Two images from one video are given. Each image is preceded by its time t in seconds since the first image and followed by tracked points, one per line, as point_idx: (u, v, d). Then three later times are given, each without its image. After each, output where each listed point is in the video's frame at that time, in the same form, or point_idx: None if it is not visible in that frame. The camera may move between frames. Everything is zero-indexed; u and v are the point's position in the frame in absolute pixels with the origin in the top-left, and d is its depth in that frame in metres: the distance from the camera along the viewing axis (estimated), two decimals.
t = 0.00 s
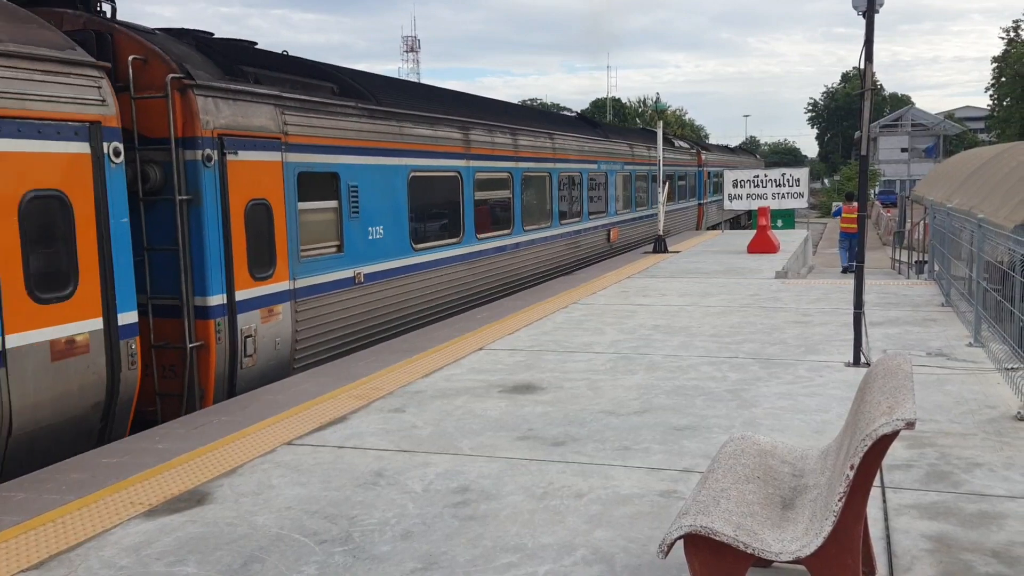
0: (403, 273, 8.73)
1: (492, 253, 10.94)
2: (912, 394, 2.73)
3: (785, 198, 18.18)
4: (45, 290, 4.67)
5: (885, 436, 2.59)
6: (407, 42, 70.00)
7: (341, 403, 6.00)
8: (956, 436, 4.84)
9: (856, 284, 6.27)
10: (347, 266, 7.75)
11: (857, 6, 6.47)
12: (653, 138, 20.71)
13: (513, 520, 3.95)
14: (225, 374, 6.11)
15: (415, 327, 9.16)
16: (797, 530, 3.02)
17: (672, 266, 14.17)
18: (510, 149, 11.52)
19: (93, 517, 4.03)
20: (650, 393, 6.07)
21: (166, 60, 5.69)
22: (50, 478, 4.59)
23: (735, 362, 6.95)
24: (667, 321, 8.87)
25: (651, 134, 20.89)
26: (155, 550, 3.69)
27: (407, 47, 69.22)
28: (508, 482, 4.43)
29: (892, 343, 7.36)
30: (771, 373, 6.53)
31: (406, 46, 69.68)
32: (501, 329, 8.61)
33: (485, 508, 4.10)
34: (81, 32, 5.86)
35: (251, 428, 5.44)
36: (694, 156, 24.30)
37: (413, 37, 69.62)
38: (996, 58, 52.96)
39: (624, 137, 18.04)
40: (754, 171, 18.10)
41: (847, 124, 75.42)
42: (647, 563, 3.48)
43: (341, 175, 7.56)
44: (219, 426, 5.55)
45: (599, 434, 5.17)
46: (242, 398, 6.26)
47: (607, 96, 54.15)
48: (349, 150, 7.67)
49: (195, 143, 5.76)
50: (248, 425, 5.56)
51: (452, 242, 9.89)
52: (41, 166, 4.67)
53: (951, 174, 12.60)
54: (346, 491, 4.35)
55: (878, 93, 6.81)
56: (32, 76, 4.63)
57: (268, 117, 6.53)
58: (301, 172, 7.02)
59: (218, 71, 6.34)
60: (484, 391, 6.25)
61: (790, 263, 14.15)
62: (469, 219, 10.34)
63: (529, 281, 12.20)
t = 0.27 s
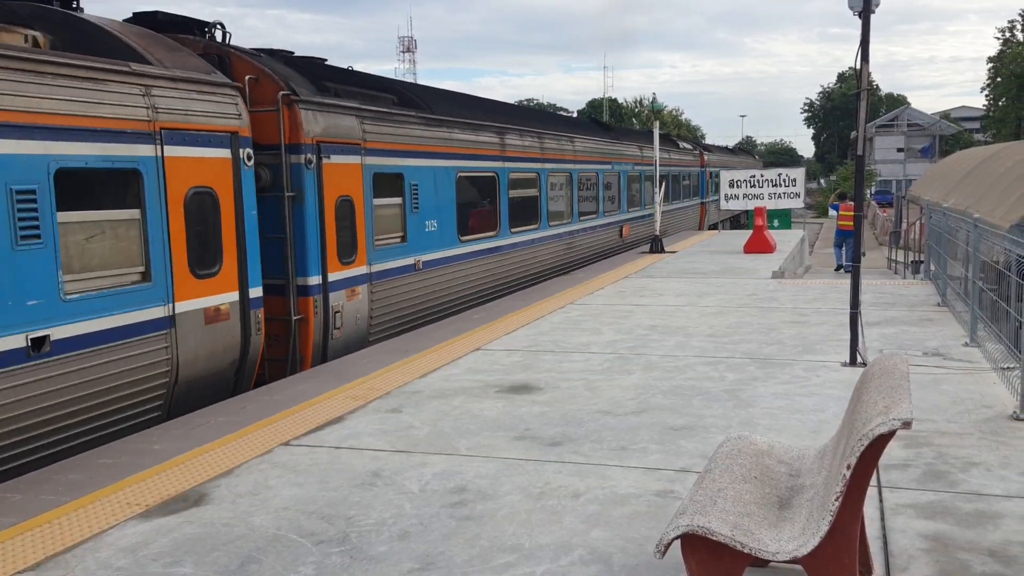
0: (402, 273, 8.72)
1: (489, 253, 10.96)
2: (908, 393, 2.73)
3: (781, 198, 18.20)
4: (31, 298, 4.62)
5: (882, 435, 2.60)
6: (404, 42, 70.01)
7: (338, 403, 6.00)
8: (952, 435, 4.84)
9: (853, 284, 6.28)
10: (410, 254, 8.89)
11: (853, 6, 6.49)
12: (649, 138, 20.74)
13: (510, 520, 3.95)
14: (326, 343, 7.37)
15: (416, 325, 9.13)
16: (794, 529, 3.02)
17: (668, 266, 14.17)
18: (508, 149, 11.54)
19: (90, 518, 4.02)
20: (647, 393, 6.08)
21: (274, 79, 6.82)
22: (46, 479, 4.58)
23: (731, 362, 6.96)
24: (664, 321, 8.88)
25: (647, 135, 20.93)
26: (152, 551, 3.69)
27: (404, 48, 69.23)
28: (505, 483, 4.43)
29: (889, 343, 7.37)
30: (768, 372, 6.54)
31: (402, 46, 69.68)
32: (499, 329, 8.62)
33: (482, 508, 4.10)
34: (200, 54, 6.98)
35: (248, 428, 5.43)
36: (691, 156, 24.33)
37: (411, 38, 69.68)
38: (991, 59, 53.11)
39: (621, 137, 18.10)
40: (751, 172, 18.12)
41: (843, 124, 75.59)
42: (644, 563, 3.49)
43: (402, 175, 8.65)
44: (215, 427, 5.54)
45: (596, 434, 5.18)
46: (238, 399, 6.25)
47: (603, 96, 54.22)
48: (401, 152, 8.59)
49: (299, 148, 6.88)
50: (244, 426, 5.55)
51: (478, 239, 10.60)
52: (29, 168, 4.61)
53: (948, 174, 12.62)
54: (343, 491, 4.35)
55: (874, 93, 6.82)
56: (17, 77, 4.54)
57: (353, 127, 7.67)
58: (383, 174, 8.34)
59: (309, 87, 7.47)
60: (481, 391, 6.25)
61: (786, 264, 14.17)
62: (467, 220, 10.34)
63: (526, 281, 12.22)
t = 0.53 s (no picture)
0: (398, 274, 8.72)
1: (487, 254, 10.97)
2: (905, 393, 2.74)
3: (777, 199, 18.23)
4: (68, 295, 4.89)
5: (878, 435, 2.60)
6: (400, 43, 70.04)
7: (335, 404, 5.99)
8: (948, 435, 4.85)
9: (849, 285, 6.29)
10: (456, 246, 10.09)
11: (849, 6, 6.49)
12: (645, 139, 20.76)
13: (506, 521, 3.95)
14: (392, 321, 8.62)
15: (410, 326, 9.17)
16: (790, 529, 3.03)
17: (664, 266, 14.18)
18: (507, 150, 11.57)
19: (86, 519, 4.01)
20: (644, 393, 6.08)
21: (353, 94, 8.11)
22: (42, 480, 4.57)
23: (728, 362, 6.96)
24: (660, 322, 8.88)
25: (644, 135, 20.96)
26: (148, 552, 3.68)
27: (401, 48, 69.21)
28: (502, 483, 4.43)
29: (885, 343, 7.39)
30: (765, 372, 6.55)
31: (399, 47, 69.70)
32: (496, 330, 8.63)
33: (479, 508, 4.10)
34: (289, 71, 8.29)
35: (245, 429, 5.42)
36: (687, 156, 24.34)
37: (407, 39, 69.75)
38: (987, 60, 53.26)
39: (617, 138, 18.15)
40: (747, 172, 18.13)
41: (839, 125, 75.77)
42: (641, 563, 3.49)
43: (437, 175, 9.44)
44: (212, 428, 5.54)
45: (592, 435, 5.18)
46: (235, 399, 6.24)
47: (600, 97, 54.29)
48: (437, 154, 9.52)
49: (374, 152, 8.17)
50: (241, 426, 5.55)
51: (514, 231, 11.98)
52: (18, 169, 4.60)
53: (944, 174, 12.64)
54: (340, 492, 4.34)
55: (871, 94, 6.82)
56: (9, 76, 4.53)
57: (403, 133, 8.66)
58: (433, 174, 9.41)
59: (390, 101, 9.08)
60: (478, 391, 6.25)
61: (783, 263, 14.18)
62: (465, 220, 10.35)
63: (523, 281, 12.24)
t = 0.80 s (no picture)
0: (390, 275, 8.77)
1: (483, 254, 10.96)
2: (900, 392, 2.75)
3: (774, 199, 18.25)
4: (70, 294, 4.97)
5: (874, 434, 2.61)
6: (396, 42, 69.88)
7: (331, 404, 5.99)
8: (945, 435, 4.86)
9: (845, 284, 6.29)
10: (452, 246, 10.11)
11: (845, 6, 6.50)
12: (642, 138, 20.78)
13: (503, 520, 3.95)
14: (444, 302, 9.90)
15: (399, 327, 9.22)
16: (787, 528, 3.03)
17: (661, 266, 14.19)
18: (504, 149, 11.58)
19: (83, 519, 4.01)
20: (640, 393, 6.09)
21: (413, 104, 9.46)
22: (38, 480, 4.57)
23: (725, 362, 6.97)
24: (656, 321, 8.88)
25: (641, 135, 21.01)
26: (145, 552, 3.68)
27: (397, 48, 69.15)
28: (498, 483, 4.43)
29: (881, 343, 7.40)
30: (761, 372, 6.55)
31: (395, 46, 69.64)
32: (493, 329, 8.64)
33: (475, 508, 4.10)
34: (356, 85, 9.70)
35: (240, 429, 5.41)
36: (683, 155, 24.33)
37: (403, 39, 69.65)
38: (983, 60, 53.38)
39: (613, 137, 18.18)
40: (744, 172, 18.13)
41: (835, 124, 75.99)
42: (637, 563, 3.49)
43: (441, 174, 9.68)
44: (208, 428, 5.53)
45: (589, 434, 5.18)
46: (231, 400, 6.24)
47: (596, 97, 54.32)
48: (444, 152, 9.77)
49: (430, 155, 9.47)
50: (238, 426, 5.54)
51: (542, 225, 13.09)
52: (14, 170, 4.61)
53: (940, 173, 12.66)
54: (336, 492, 4.34)
55: (867, 93, 6.84)
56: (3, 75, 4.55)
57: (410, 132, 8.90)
58: (477, 175, 10.72)
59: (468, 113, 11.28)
60: (474, 391, 6.25)
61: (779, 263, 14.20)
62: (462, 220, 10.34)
63: (517, 281, 12.23)
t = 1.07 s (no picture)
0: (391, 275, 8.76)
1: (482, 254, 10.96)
2: (898, 392, 2.75)
3: (771, 198, 18.27)
4: (72, 296, 4.97)
5: (872, 433, 2.61)
6: (393, 42, 69.87)
7: (329, 404, 5.98)
8: (942, 433, 4.87)
9: (843, 283, 6.30)
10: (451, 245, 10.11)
11: (842, 6, 6.51)
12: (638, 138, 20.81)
13: (501, 520, 3.95)
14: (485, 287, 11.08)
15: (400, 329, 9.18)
16: (785, 528, 3.03)
17: (658, 265, 14.19)
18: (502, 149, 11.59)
19: (81, 520, 4.00)
20: (638, 392, 6.09)
21: (459, 112, 10.75)
22: (35, 481, 4.56)
23: (722, 361, 6.97)
24: (654, 321, 8.88)
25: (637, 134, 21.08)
26: (143, 553, 3.67)
27: (394, 48, 69.18)
28: (497, 483, 4.43)
29: (879, 342, 7.41)
30: (758, 372, 6.56)
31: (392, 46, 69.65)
32: (491, 329, 8.64)
33: (474, 508, 4.10)
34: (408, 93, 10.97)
35: (238, 430, 5.41)
36: (682, 155, 24.48)
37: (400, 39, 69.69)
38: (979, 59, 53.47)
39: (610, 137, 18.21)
40: (741, 171, 18.13)
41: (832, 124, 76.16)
42: (636, 562, 3.49)
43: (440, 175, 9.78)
44: (206, 428, 5.52)
45: (587, 434, 5.18)
46: (229, 400, 6.23)
47: (593, 98, 54.39)
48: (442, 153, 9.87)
49: (474, 157, 10.73)
50: (236, 427, 5.53)
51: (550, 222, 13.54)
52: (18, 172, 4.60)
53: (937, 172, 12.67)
54: (334, 492, 4.34)
55: (864, 93, 6.84)
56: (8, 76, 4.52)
57: (411, 133, 9.00)
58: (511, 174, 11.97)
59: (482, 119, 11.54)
60: (473, 391, 6.25)
61: (776, 263, 14.22)
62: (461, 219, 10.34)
63: (515, 281, 12.22)
